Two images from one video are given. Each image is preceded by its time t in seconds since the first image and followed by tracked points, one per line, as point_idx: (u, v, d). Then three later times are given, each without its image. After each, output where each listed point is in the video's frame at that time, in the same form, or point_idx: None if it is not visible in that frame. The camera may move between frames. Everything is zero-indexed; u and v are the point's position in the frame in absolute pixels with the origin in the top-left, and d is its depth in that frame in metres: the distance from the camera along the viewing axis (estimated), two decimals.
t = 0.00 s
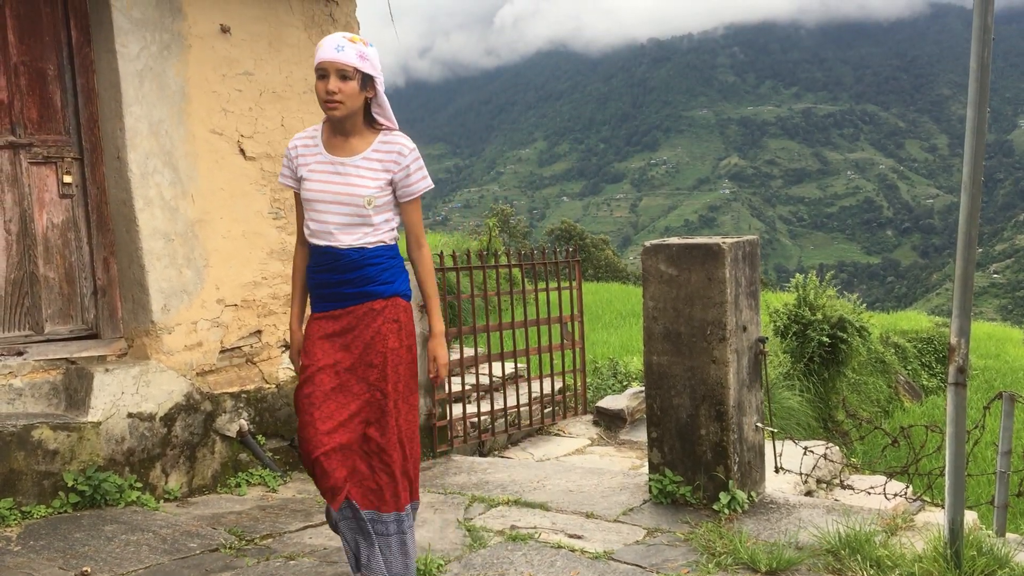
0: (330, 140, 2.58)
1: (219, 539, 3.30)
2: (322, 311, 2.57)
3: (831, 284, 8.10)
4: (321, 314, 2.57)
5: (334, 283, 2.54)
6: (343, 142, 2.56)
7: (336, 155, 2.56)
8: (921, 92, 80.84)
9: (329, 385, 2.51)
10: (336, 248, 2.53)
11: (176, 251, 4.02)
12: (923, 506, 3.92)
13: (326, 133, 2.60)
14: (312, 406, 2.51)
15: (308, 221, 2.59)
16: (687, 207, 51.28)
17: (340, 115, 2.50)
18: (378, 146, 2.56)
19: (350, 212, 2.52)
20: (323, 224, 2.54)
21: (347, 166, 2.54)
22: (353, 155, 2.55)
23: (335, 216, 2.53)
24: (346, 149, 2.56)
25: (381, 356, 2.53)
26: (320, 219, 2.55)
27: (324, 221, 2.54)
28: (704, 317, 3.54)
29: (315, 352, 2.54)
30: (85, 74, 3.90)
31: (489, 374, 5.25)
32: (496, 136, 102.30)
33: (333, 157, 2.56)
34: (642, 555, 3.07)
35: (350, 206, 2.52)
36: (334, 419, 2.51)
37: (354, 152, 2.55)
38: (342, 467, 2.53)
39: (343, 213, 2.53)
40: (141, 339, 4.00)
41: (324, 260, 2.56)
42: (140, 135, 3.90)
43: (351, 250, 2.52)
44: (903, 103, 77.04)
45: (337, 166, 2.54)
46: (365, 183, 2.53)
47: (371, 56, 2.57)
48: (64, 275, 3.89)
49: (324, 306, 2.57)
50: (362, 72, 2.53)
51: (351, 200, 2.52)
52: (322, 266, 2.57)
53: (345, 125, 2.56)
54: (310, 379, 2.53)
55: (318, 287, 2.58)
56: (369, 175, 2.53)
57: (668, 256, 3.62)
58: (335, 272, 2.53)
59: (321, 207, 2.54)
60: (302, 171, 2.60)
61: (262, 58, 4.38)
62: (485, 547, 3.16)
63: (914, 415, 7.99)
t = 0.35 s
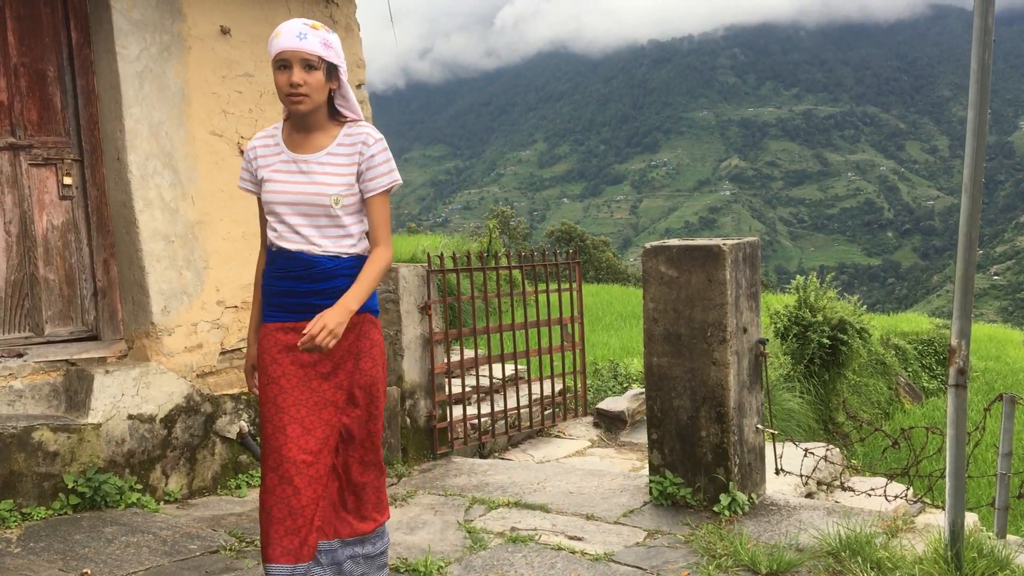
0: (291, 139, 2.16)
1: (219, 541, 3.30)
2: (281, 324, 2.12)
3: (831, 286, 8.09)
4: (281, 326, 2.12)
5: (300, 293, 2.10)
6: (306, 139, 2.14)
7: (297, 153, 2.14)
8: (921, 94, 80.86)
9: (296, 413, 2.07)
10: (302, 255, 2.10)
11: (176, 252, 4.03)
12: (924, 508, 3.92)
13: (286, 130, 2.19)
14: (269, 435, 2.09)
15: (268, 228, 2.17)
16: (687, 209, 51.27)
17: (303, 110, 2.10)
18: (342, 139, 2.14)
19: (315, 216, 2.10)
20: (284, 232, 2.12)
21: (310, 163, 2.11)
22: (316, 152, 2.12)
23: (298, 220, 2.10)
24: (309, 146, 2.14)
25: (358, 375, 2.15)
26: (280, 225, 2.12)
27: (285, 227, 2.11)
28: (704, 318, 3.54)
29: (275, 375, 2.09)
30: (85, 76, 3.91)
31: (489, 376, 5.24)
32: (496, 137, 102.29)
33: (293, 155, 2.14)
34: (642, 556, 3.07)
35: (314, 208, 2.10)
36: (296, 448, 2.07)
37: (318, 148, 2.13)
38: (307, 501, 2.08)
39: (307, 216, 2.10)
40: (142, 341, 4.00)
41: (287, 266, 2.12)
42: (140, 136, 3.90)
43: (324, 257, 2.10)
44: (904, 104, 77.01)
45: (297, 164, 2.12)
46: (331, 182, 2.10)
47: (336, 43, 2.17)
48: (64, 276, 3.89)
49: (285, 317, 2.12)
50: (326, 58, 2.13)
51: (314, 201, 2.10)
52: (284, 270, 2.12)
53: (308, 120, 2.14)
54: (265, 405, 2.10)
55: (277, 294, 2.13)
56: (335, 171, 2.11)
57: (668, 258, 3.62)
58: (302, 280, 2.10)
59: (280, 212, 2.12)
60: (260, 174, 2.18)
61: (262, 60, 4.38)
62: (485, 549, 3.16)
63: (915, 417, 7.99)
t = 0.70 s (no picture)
0: (272, 125, 2.00)
1: (219, 541, 3.29)
2: (264, 327, 1.96)
3: (831, 286, 8.09)
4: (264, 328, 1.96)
5: (288, 294, 1.96)
6: (292, 126, 2.00)
7: (283, 141, 1.99)
8: (922, 94, 80.85)
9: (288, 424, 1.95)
10: (295, 254, 1.96)
11: (176, 252, 4.02)
12: (924, 509, 3.92)
13: (263, 115, 2.02)
14: (259, 446, 1.97)
15: (244, 226, 1.97)
16: (687, 209, 51.27)
17: (300, 95, 1.97)
18: (332, 128, 2.04)
19: (307, 210, 1.97)
20: (271, 230, 1.95)
21: (299, 154, 1.98)
22: (305, 141, 1.99)
23: (288, 215, 1.96)
24: (296, 133, 2.00)
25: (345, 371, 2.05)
26: (264, 220, 1.95)
27: (271, 223, 1.95)
28: (704, 318, 3.54)
29: (263, 383, 1.95)
30: (85, 76, 3.91)
31: (489, 376, 5.25)
32: (496, 137, 102.29)
33: (279, 143, 1.98)
34: (642, 556, 3.07)
35: (308, 201, 1.97)
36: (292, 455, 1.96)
37: (308, 136, 2.00)
38: (307, 509, 1.98)
39: (298, 210, 1.96)
40: (142, 341, 4.00)
41: (273, 266, 1.96)
42: (140, 136, 3.90)
43: (317, 256, 1.98)
44: (904, 104, 76.91)
45: (284, 153, 1.97)
46: (323, 174, 1.99)
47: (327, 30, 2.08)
48: (64, 276, 3.89)
49: (267, 319, 1.96)
50: (325, 44, 2.03)
51: (307, 193, 1.97)
52: (268, 269, 1.96)
53: (297, 107, 2.01)
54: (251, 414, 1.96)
55: (259, 295, 1.96)
56: (327, 162, 2.00)
57: (668, 258, 3.62)
58: (291, 281, 1.96)
59: (266, 205, 1.95)
60: (235, 167, 1.99)
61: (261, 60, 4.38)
62: (485, 549, 3.16)
63: (915, 417, 7.99)
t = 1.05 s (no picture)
0: (325, 126, 2.10)
1: (219, 541, 3.29)
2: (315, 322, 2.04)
3: (831, 286, 8.09)
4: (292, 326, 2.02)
5: (339, 289, 2.08)
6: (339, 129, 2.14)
7: (336, 143, 2.11)
8: (922, 93, 80.82)
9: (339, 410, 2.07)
10: (349, 249, 2.10)
11: (176, 252, 4.02)
12: (924, 508, 3.92)
13: (314, 116, 2.08)
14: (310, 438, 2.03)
15: (303, 225, 2.02)
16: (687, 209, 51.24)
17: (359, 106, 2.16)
18: (356, 132, 2.22)
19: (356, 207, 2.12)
20: (334, 228, 2.06)
21: (348, 156, 2.12)
22: (346, 143, 2.14)
23: (347, 213, 2.09)
24: (342, 136, 2.14)
25: (360, 372, 2.11)
26: (329, 219, 2.04)
27: (334, 221, 2.06)
28: (704, 318, 3.54)
29: (314, 375, 2.04)
30: (85, 76, 3.91)
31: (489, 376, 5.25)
32: (496, 137, 102.28)
33: (336, 145, 2.10)
34: (642, 556, 3.07)
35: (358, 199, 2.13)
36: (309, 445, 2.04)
37: (350, 140, 2.16)
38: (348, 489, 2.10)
39: (351, 208, 2.10)
40: (141, 341, 3.99)
41: (330, 262, 2.06)
42: (140, 136, 3.90)
43: (358, 249, 2.15)
44: (904, 104, 76.92)
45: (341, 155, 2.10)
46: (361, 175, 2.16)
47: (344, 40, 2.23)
48: (64, 277, 3.89)
49: (301, 319, 2.03)
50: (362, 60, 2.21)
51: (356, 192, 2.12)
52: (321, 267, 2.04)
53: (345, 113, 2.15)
54: (280, 408, 2.04)
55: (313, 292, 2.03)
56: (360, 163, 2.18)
57: (668, 258, 3.62)
58: (341, 276, 2.08)
59: (331, 204, 2.05)
60: (298, 168, 2.00)
61: (261, 60, 4.38)
62: (485, 549, 3.16)
63: (915, 417, 7.99)
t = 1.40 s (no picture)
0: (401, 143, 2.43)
1: (219, 541, 3.29)
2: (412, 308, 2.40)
3: (831, 286, 8.09)
4: (408, 313, 2.31)
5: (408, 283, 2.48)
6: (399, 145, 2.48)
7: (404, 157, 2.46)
8: (922, 93, 80.80)
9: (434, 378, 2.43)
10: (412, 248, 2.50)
11: (176, 252, 4.02)
12: (924, 508, 3.92)
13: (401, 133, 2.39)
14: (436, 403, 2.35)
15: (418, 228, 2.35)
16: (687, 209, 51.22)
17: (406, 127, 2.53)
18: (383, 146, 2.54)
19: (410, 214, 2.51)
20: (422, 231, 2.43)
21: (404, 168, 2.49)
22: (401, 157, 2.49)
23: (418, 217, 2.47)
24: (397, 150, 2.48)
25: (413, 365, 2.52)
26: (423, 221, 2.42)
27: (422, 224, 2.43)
28: (704, 318, 3.54)
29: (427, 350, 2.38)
30: (85, 76, 3.91)
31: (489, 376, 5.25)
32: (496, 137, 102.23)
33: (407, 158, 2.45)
34: (642, 556, 3.07)
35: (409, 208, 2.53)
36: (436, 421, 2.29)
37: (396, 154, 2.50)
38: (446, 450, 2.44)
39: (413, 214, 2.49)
40: (141, 341, 3.99)
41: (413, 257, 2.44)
42: (140, 136, 3.90)
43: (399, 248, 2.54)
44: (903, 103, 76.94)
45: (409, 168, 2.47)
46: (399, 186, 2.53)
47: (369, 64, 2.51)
48: (64, 276, 3.89)
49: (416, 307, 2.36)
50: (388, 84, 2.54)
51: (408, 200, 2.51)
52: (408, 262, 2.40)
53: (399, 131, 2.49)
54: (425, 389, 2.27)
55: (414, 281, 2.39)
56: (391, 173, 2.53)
57: (668, 258, 3.62)
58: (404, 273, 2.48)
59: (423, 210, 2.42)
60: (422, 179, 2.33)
61: (262, 60, 4.38)
62: (485, 549, 3.16)
63: (915, 417, 7.99)
